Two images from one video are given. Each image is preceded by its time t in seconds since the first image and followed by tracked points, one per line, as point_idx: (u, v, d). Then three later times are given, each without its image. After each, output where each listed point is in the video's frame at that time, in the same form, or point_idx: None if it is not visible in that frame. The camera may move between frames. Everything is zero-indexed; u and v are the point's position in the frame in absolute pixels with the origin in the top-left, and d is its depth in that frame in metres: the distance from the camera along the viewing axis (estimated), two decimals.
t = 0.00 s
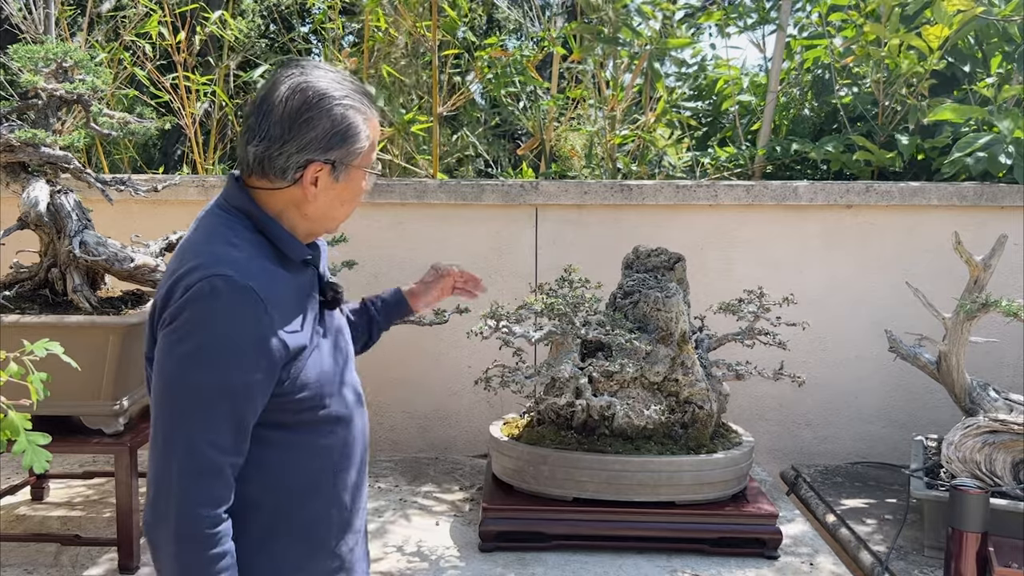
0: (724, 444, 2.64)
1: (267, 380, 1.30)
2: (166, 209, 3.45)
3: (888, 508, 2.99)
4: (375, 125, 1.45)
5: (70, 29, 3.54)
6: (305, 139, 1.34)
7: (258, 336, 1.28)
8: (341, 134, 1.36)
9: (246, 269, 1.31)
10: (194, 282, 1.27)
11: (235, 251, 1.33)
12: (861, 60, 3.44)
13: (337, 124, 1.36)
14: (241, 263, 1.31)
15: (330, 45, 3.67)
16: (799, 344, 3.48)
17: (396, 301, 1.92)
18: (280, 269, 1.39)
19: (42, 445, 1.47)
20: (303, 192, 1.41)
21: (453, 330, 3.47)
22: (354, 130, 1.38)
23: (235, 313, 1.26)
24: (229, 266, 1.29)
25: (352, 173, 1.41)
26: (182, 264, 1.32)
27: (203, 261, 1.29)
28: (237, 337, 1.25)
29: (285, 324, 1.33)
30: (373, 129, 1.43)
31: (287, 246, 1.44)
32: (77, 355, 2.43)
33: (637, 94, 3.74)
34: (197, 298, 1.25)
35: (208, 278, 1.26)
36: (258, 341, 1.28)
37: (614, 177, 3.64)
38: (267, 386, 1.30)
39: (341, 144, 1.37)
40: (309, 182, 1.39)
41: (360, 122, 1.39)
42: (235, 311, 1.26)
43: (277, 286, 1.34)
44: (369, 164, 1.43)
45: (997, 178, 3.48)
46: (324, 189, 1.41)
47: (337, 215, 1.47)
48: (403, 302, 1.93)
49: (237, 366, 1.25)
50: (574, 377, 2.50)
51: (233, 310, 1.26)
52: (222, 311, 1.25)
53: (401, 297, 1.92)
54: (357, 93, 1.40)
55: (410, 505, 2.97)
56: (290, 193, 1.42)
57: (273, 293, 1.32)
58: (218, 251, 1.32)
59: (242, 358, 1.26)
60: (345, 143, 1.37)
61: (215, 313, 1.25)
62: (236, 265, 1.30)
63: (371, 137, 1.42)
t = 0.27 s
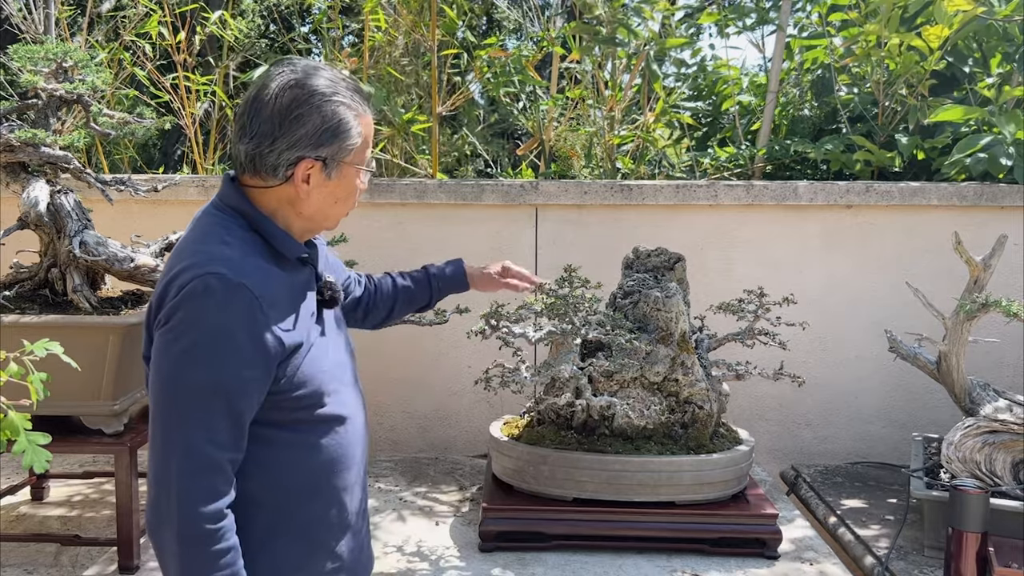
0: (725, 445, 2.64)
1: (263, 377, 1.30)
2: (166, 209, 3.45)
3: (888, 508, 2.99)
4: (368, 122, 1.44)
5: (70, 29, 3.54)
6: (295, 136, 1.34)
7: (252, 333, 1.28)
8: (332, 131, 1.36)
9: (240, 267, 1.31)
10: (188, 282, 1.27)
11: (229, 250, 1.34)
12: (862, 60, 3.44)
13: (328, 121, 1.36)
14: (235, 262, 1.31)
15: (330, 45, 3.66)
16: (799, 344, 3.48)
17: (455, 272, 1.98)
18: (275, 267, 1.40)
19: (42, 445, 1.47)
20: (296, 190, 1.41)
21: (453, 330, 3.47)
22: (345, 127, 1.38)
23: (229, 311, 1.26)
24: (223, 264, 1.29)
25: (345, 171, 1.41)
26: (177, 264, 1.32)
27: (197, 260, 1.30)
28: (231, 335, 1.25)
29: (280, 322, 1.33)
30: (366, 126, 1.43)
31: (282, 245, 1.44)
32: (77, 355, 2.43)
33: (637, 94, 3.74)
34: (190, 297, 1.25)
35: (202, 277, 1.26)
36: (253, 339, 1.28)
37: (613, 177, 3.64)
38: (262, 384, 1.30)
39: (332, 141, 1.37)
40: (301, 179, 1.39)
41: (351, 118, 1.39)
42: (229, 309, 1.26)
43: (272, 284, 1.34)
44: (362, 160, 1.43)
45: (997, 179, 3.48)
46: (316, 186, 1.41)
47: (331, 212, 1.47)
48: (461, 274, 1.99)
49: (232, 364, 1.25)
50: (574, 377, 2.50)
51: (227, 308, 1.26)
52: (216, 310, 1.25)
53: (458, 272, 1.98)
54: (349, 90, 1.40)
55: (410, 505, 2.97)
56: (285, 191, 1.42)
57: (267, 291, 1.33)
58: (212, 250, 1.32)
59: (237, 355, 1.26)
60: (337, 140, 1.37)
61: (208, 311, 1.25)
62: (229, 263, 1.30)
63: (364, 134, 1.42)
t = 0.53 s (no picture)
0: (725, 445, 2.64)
1: (253, 375, 1.30)
2: (166, 209, 3.45)
3: (888, 508, 2.99)
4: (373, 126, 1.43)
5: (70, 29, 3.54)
6: (296, 137, 1.35)
7: (243, 331, 1.28)
8: (333, 133, 1.36)
9: (232, 265, 1.32)
10: (180, 279, 1.28)
11: (223, 248, 1.34)
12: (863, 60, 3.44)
13: (329, 123, 1.36)
14: (228, 260, 1.32)
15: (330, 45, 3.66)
16: (799, 344, 3.48)
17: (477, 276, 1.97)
18: (270, 266, 1.40)
19: (42, 445, 1.48)
20: (296, 191, 1.41)
21: (453, 330, 3.47)
22: (347, 130, 1.37)
23: (219, 309, 1.27)
24: (214, 262, 1.30)
25: (346, 173, 1.40)
26: (171, 263, 1.33)
27: (189, 259, 1.31)
28: (221, 332, 1.26)
29: (272, 320, 1.34)
30: (370, 130, 1.42)
31: (280, 245, 1.43)
32: (77, 355, 2.43)
33: (637, 94, 3.74)
34: (181, 295, 1.26)
35: (193, 275, 1.27)
36: (243, 337, 1.28)
37: (613, 177, 3.64)
38: (253, 381, 1.31)
39: (334, 143, 1.37)
40: (301, 180, 1.39)
41: (354, 122, 1.38)
42: (219, 307, 1.27)
43: (264, 282, 1.35)
44: (364, 164, 1.42)
45: (997, 179, 3.48)
46: (317, 188, 1.40)
47: (332, 215, 1.46)
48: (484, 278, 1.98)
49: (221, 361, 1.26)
50: (574, 377, 2.49)
51: (217, 306, 1.27)
52: (206, 307, 1.26)
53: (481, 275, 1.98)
54: (354, 94, 1.40)
55: (410, 505, 2.97)
56: (286, 192, 1.42)
57: (259, 289, 1.33)
58: (205, 248, 1.33)
59: (227, 353, 1.27)
60: (338, 142, 1.37)
61: (198, 309, 1.25)
62: (221, 261, 1.31)
63: (366, 137, 1.41)
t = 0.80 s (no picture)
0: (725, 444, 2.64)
1: (252, 372, 1.31)
2: (166, 209, 3.45)
3: (888, 509, 2.99)
4: (353, 122, 1.40)
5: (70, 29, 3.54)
6: (260, 124, 1.38)
7: (242, 329, 1.29)
8: (292, 120, 1.36)
9: (233, 262, 1.32)
10: (181, 276, 1.29)
11: (225, 245, 1.35)
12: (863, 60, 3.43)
13: (289, 110, 1.36)
14: (229, 258, 1.32)
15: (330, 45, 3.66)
16: (799, 344, 3.48)
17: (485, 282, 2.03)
18: (272, 264, 1.40)
19: (42, 445, 1.48)
20: (270, 181, 1.42)
21: (453, 330, 3.47)
22: (306, 117, 1.36)
23: (218, 306, 1.27)
24: (215, 259, 1.31)
25: (310, 164, 1.38)
26: (174, 260, 1.34)
27: (191, 256, 1.31)
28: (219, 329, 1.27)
29: (272, 318, 1.34)
30: (341, 122, 1.39)
31: (283, 243, 1.43)
32: (77, 355, 2.43)
33: (638, 94, 3.74)
34: (181, 292, 1.27)
35: (193, 272, 1.28)
36: (241, 334, 1.29)
37: (613, 176, 3.64)
38: (252, 379, 1.31)
39: (294, 132, 1.37)
40: (271, 171, 1.40)
41: (318, 110, 1.37)
42: (218, 304, 1.27)
43: (265, 281, 1.35)
44: (333, 154, 1.39)
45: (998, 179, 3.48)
46: (287, 178, 1.40)
47: (310, 211, 1.43)
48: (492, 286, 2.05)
49: (219, 358, 1.27)
50: (574, 377, 2.50)
51: (216, 302, 1.27)
52: (206, 304, 1.26)
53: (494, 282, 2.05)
54: (329, 86, 1.39)
55: (410, 505, 2.97)
56: (268, 186, 1.44)
57: (259, 287, 1.33)
58: (208, 246, 1.34)
59: (225, 350, 1.27)
60: (297, 130, 1.36)
61: (197, 306, 1.26)
62: (221, 258, 1.31)
63: (333, 128, 1.38)
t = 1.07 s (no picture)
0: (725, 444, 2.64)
1: (250, 368, 1.31)
2: (166, 209, 3.45)
3: (888, 509, 2.99)
4: (328, 115, 1.37)
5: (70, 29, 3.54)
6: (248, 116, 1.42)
7: (240, 325, 1.29)
8: (268, 110, 1.38)
9: (234, 259, 1.32)
10: (181, 272, 1.29)
11: (227, 242, 1.35)
12: (863, 60, 3.43)
13: (266, 99, 1.39)
14: (230, 254, 1.32)
15: (330, 45, 3.66)
16: (799, 344, 3.48)
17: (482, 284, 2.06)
18: (275, 262, 1.40)
19: (42, 445, 1.47)
20: (261, 175, 1.45)
21: (453, 330, 3.47)
22: (278, 107, 1.37)
23: (217, 302, 1.27)
24: (215, 255, 1.31)
25: (282, 154, 1.39)
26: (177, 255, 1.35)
27: (192, 251, 1.31)
28: (217, 325, 1.27)
29: (271, 315, 1.34)
30: (310, 114, 1.37)
31: (287, 243, 1.43)
32: (77, 355, 2.43)
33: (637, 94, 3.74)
34: (180, 288, 1.27)
35: (193, 267, 1.28)
36: (239, 330, 1.29)
37: (613, 177, 3.63)
38: (249, 375, 1.31)
39: (269, 122, 1.39)
40: (259, 163, 1.44)
41: (289, 100, 1.37)
42: (217, 300, 1.27)
43: (265, 278, 1.35)
44: (306, 148, 1.37)
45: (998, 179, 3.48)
46: (271, 172, 1.42)
47: (292, 206, 1.42)
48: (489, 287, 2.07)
49: (217, 353, 1.27)
50: (575, 376, 2.49)
51: (215, 299, 1.27)
52: (204, 300, 1.26)
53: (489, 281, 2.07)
54: (307, 78, 1.38)
55: (409, 505, 2.97)
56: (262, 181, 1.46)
57: (259, 284, 1.33)
58: (210, 242, 1.34)
59: (223, 345, 1.27)
60: (271, 120, 1.38)
61: (196, 302, 1.26)
62: (222, 255, 1.31)
63: (302, 118, 1.37)
